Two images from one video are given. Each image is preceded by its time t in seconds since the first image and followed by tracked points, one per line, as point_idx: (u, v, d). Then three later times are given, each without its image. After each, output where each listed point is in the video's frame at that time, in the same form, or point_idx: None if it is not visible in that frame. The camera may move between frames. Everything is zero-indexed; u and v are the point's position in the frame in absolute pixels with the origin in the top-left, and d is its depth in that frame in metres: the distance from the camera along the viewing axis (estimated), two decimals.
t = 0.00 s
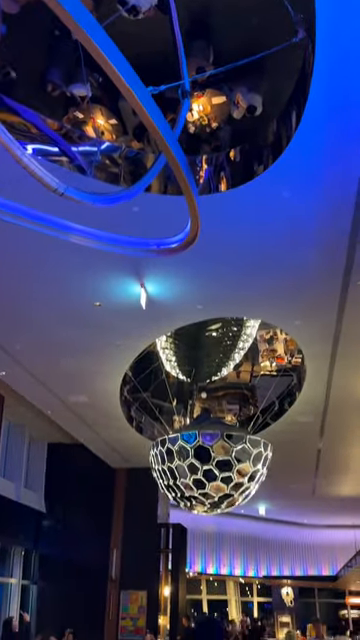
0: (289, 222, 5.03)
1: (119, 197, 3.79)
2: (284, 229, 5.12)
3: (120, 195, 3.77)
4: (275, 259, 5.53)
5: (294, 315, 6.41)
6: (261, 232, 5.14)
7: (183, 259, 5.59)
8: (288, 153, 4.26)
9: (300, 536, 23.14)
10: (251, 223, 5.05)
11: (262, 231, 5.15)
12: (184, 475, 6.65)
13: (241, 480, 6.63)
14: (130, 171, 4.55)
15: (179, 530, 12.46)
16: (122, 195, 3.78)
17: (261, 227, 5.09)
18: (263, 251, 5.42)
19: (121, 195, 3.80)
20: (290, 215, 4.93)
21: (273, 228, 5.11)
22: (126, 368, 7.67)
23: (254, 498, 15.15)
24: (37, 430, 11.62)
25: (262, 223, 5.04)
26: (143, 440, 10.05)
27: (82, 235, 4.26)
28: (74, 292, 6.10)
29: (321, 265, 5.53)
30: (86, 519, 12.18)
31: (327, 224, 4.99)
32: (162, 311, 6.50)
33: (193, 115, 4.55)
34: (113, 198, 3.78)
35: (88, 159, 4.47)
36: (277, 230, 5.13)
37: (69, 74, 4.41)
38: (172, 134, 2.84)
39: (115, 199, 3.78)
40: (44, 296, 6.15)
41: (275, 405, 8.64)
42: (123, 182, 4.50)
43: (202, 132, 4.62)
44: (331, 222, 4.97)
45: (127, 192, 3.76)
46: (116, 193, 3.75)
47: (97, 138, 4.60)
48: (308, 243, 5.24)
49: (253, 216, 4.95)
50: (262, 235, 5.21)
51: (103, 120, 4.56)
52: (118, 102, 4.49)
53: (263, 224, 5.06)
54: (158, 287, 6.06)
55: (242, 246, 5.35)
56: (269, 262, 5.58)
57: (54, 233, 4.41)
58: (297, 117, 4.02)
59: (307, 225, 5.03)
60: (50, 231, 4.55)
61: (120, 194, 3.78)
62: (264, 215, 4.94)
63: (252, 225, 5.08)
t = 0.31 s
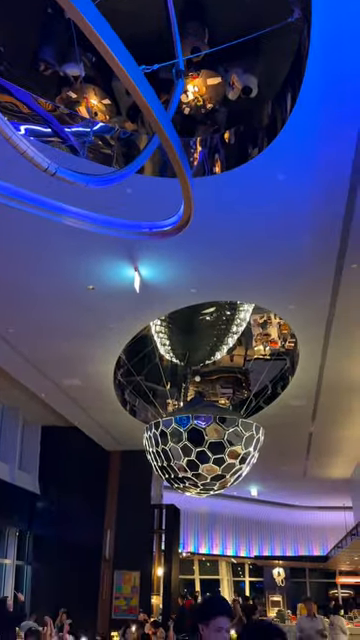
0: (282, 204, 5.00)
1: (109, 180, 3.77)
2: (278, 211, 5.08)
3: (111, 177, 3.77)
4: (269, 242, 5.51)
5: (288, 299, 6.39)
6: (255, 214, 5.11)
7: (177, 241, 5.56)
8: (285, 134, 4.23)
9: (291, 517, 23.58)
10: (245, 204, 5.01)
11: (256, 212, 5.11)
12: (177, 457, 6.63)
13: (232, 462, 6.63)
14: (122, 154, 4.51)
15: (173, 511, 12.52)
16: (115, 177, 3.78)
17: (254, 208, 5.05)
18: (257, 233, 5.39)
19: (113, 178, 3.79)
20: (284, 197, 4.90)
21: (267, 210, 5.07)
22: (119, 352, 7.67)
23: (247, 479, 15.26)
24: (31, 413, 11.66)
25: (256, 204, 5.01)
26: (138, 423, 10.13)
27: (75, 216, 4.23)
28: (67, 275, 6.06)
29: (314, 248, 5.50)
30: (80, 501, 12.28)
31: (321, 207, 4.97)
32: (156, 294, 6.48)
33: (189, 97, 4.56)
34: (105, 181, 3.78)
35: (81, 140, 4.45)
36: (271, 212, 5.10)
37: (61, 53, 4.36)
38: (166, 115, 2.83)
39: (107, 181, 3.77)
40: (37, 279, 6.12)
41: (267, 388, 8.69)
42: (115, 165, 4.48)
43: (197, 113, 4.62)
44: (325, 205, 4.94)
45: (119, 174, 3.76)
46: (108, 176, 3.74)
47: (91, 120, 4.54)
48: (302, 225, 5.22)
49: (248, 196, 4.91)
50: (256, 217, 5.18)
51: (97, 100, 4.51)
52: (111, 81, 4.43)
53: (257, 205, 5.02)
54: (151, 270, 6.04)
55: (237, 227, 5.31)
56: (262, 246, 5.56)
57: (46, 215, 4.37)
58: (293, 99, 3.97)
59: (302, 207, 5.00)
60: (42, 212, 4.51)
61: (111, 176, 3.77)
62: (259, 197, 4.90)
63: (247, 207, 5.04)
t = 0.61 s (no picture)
0: (284, 176, 4.39)
1: (74, 148, 3.28)
2: (279, 185, 4.47)
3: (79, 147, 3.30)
4: (268, 220, 4.89)
5: (291, 281, 5.80)
6: (253, 188, 4.50)
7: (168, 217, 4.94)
8: (289, 97, 3.65)
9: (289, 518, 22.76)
10: (243, 175, 4.40)
11: (254, 185, 4.49)
12: (171, 453, 6.04)
13: (229, 458, 6.03)
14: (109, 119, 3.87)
15: (165, 511, 11.76)
16: (85, 144, 3.31)
17: (252, 180, 4.43)
18: (256, 210, 4.77)
19: (80, 147, 3.30)
20: (286, 167, 4.29)
21: (267, 183, 4.46)
22: (107, 338, 7.03)
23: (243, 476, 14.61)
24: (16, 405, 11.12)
25: (255, 175, 4.39)
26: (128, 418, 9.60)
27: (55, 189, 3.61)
28: (49, 253, 5.43)
29: (319, 226, 4.91)
30: (67, 494, 11.81)
31: (328, 179, 4.38)
32: (147, 276, 5.84)
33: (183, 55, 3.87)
34: (73, 148, 3.29)
35: (62, 102, 3.79)
36: (271, 185, 4.49)
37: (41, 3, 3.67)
38: (142, 51, 2.33)
39: (76, 149, 3.29)
40: (15, 258, 5.50)
41: (268, 379, 8.13)
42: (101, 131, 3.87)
43: (193, 73, 3.92)
44: (331, 179, 4.36)
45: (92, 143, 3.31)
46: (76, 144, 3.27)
47: (74, 82, 3.83)
48: (305, 200, 4.62)
49: (246, 166, 4.30)
50: (254, 192, 4.56)
51: (81, 58, 3.82)
52: (98, 40, 3.75)
53: (257, 177, 4.41)
54: (142, 249, 5.40)
55: (233, 202, 4.70)
56: (261, 225, 4.95)
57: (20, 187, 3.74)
58: (298, 60, 3.44)
59: (306, 181, 4.40)
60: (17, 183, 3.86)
61: (78, 145, 3.29)
62: (258, 167, 4.30)
63: (244, 178, 4.43)
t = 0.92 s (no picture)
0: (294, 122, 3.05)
1: (64, 124, 2.17)
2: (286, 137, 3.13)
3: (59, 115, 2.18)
4: (269, 191, 3.47)
5: (333, 249, 3.94)
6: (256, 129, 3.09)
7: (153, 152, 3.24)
8: None
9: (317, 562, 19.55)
10: (243, 114, 3.01)
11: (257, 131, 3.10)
12: (161, 494, 4.17)
13: (245, 501, 4.18)
14: None
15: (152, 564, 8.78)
16: (77, 121, 2.17)
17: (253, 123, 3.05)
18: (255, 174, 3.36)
19: (69, 120, 2.17)
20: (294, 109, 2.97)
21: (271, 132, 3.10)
22: (69, 332, 4.80)
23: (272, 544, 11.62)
24: None
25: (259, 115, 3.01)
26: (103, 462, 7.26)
27: None
28: None
29: (330, 210, 3.62)
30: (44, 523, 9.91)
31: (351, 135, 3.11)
32: (127, 240, 3.92)
33: None
34: (49, 122, 2.17)
35: None
36: (276, 137, 3.13)
37: None
38: None
39: (54, 125, 2.17)
40: None
41: (303, 389, 5.63)
42: None
43: None
44: None
45: (79, 118, 2.18)
46: (55, 113, 2.16)
47: None
48: (319, 164, 3.29)
49: (247, 99, 2.93)
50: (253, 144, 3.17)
51: None
52: None
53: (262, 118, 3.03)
54: (120, 194, 3.53)
55: (226, 156, 3.25)
56: (253, 203, 3.58)
57: None
58: None
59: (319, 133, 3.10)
60: None
61: (62, 117, 2.17)
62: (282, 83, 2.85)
63: (239, 119, 3.04)
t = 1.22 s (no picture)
0: (293, 91, 2.86)
1: (40, 87, 2.17)
2: (286, 107, 2.94)
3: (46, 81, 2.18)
4: (267, 165, 3.29)
5: (336, 225, 3.72)
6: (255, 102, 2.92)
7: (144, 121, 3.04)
8: None
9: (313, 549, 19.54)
10: (241, 80, 2.82)
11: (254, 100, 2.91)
12: (156, 479, 4.03)
13: (241, 486, 4.03)
14: None
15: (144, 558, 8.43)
16: (64, 87, 2.17)
17: (250, 91, 2.87)
18: (254, 147, 3.17)
19: (57, 87, 2.17)
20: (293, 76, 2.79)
21: (271, 102, 2.91)
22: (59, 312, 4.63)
23: (271, 530, 11.50)
24: None
25: (256, 82, 2.83)
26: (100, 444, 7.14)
27: None
28: None
29: (333, 186, 3.42)
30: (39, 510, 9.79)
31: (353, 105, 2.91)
32: (120, 214, 3.71)
33: None
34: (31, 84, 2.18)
35: None
36: (275, 111, 2.97)
37: None
38: None
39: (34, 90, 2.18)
40: None
41: (303, 371, 5.50)
42: None
43: None
44: None
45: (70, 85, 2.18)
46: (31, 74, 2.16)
47: None
48: (320, 136, 3.10)
49: (244, 63, 2.75)
50: (250, 114, 2.98)
51: None
52: None
53: (260, 86, 2.84)
54: (113, 166, 3.33)
55: (221, 126, 3.06)
56: (251, 178, 3.39)
57: None
58: None
59: (321, 102, 2.91)
60: None
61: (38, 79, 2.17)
62: (280, 51, 2.69)
63: (237, 85, 2.85)
